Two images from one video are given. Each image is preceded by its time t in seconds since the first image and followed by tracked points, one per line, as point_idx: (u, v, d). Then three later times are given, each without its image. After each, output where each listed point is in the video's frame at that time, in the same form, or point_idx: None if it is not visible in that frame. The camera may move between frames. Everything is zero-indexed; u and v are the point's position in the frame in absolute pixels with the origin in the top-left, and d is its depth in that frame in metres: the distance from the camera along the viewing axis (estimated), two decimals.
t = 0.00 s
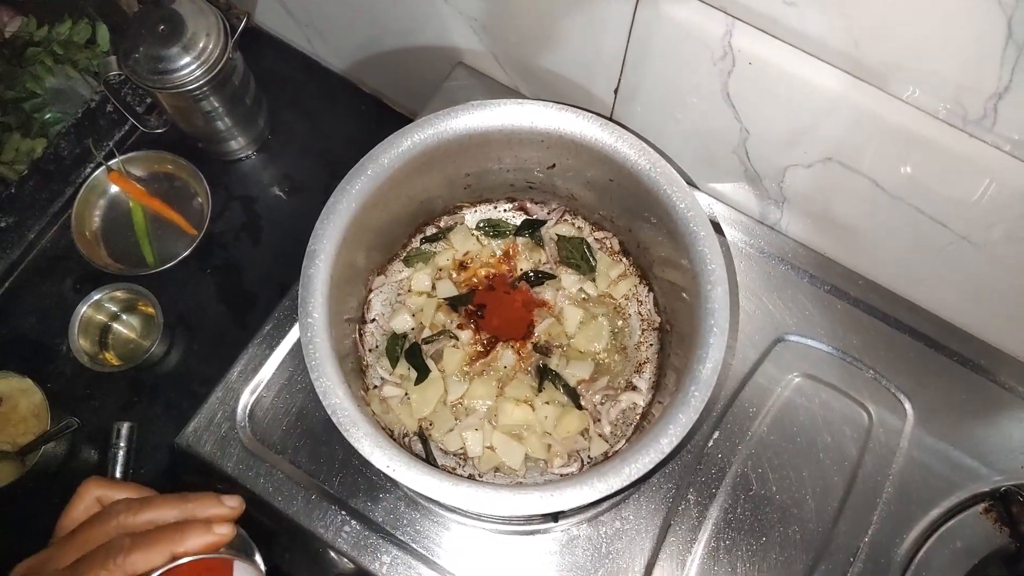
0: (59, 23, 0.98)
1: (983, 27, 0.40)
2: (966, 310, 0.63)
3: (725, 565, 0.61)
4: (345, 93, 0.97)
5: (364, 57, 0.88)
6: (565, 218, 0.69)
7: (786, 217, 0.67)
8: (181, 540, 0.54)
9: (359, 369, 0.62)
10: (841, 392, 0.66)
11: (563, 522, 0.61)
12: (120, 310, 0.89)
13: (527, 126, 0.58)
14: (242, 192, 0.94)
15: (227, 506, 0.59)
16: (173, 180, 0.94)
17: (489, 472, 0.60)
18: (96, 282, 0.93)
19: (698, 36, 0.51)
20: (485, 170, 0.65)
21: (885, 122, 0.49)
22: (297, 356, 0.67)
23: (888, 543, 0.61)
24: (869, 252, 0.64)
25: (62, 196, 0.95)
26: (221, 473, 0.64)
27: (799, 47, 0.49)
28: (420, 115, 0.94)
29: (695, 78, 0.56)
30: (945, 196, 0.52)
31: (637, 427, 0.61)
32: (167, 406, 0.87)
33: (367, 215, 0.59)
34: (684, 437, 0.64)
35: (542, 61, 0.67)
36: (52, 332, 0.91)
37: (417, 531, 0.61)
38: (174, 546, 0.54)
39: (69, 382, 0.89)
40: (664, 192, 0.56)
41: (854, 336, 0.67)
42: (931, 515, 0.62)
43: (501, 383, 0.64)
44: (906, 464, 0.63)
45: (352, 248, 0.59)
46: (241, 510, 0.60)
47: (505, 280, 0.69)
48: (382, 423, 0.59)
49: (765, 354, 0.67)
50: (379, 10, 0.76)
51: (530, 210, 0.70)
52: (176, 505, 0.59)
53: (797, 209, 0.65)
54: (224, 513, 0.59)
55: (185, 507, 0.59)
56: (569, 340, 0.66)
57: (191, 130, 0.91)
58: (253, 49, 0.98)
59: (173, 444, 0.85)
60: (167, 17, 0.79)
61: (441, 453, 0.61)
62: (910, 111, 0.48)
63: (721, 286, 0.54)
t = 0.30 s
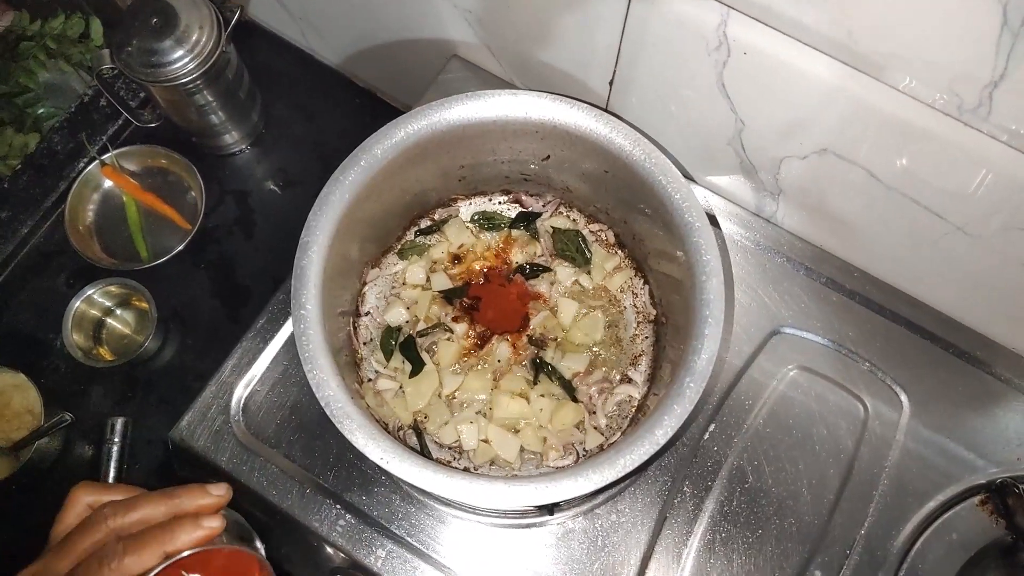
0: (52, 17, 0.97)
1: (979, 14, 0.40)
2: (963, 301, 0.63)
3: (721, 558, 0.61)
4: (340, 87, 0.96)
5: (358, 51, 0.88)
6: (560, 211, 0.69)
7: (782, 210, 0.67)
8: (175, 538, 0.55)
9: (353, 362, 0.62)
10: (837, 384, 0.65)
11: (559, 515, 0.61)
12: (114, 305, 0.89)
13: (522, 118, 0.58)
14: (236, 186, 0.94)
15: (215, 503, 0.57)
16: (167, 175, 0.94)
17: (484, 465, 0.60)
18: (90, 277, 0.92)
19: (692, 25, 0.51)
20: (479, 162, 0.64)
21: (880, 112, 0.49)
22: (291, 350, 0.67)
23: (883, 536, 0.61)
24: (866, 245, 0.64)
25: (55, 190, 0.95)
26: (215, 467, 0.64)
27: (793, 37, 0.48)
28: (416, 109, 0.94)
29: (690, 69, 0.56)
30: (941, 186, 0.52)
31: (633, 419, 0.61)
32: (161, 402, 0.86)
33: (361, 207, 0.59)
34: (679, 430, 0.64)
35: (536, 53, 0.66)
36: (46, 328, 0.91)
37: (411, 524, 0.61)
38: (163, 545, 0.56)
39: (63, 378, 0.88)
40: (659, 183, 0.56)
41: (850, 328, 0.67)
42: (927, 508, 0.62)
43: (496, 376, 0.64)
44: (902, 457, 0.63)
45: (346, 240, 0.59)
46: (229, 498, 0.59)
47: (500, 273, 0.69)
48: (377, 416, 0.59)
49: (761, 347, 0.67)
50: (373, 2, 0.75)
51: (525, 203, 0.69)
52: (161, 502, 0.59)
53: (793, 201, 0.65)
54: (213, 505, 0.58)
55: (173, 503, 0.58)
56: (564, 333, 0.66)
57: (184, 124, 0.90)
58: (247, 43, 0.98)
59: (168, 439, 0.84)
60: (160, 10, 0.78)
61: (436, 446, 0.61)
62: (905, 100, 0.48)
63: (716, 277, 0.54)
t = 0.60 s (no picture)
0: (59, 21, 0.99)
1: (980, 19, 0.40)
2: (966, 304, 0.63)
3: (726, 560, 0.61)
4: (345, 91, 0.97)
5: (364, 55, 0.88)
6: (564, 214, 0.69)
7: (786, 213, 0.67)
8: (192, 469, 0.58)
9: (358, 364, 0.62)
10: (840, 387, 0.66)
11: (563, 517, 0.61)
12: (121, 307, 0.89)
13: (526, 121, 0.58)
14: (242, 189, 0.95)
15: (238, 457, 0.60)
16: (173, 178, 0.95)
17: (489, 467, 0.60)
18: (97, 280, 0.93)
19: (695, 30, 0.52)
20: (483, 166, 0.65)
21: (882, 116, 0.50)
22: (297, 352, 0.68)
23: (887, 539, 0.61)
24: (869, 248, 0.65)
25: (63, 194, 0.95)
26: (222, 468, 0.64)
27: (796, 41, 0.49)
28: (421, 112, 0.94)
29: (693, 73, 0.56)
30: (943, 190, 0.52)
31: (636, 422, 0.61)
32: (168, 404, 0.87)
33: (366, 210, 0.59)
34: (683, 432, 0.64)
35: (541, 57, 0.67)
36: (53, 330, 0.91)
37: (417, 526, 0.62)
38: (176, 474, 0.58)
39: (70, 379, 0.89)
40: (663, 187, 0.56)
41: (853, 331, 0.67)
42: (931, 511, 0.62)
43: (500, 379, 0.65)
44: (906, 460, 0.63)
45: (352, 243, 0.59)
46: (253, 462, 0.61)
47: (504, 276, 0.69)
48: (382, 418, 0.60)
49: (765, 349, 0.67)
50: (378, 7, 0.76)
51: (529, 206, 0.70)
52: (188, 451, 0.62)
53: (796, 204, 0.65)
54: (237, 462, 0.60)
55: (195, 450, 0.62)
56: (568, 335, 0.66)
57: (191, 128, 0.91)
58: (253, 47, 0.99)
59: (174, 441, 0.85)
60: (167, 15, 0.79)
61: (441, 448, 0.62)
62: (907, 104, 0.48)
63: (719, 280, 0.54)
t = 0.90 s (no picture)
0: (71, 21, 1.00)
1: (989, 22, 0.40)
2: (974, 306, 0.63)
3: (732, 561, 0.61)
4: (354, 92, 0.97)
5: (372, 56, 0.89)
6: (572, 215, 0.70)
7: (793, 215, 0.67)
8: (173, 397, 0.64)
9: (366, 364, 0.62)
10: (847, 389, 0.65)
11: (569, 517, 0.61)
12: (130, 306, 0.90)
13: (533, 123, 0.58)
14: (251, 189, 0.95)
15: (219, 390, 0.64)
16: (183, 178, 0.95)
17: (496, 467, 0.60)
18: (106, 279, 0.93)
19: (704, 32, 0.52)
20: (491, 167, 0.65)
21: (891, 118, 0.49)
22: (305, 352, 0.68)
23: (894, 542, 0.61)
24: (877, 249, 0.64)
25: (74, 194, 0.96)
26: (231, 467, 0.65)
27: (805, 44, 0.49)
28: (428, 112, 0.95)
29: (701, 74, 0.56)
30: (952, 191, 0.52)
31: (643, 423, 0.61)
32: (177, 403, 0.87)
33: (375, 211, 0.60)
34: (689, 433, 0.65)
35: (549, 58, 0.67)
36: (62, 329, 0.92)
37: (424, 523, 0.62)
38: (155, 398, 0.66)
39: (79, 378, 0.89)
40: (670, 188, 0.56)
41: (860, 333, 0.67)
42: (938, 513, 0.62)
43: (507, 379, 0.65)
44: (912, 462, 0.63)
45: (360, 243, 0.60)
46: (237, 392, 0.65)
47: (512, 276, 0.69)
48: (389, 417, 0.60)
49: (773, 351, 0.67)
50: (386, 8, 0.76)
51: (537, 207, 0.70)
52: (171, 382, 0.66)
53: (804, 206, 0.65)
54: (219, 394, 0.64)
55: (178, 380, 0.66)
56: (575, 336, 0.66)
57: (200, 128, 0.92)
58: (263, 48, 0.99)
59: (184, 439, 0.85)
60: (178, 15, 0.79)
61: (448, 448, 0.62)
62: (916, 106, 0.48)
63: (726, 281, 0.54)
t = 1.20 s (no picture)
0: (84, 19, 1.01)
1: (1006, 23, 0.40)
2: (986, 308, 0.63)
3: (741, 562, 0.61)
4: (365, 90, 0.98)
5: (383, 55, 0.89)
6: (583, 214, 0.70)
7: (806, 215, 0.67)
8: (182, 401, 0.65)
9: (377, 362, 0.63)
10: (859, 391, 0.65)
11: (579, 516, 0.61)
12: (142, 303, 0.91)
13: (546, 123, 0.58)
14: (262, 187, 0.96)
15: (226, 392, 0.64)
16: (195, 176, 0.96)
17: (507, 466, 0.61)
18: (118, 276, 0.94)
19: (717, 32, 0.52)
20: (503, 166, 0.65)
21: (906, 119, 0.49)
22: (317, 349, 0.68)
23: (904, 544, 0.61)
24: (889, 250, 0.64)
25: (86, 191, 0.97)
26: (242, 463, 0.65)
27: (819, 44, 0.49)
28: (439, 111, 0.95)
29: (714, 74, 0.56)
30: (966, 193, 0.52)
31: (653, 422, 0.61)
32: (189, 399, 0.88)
33: (387, 210, 0.60)
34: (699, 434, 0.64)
35: (561, 58, 0.67)
36: (75, 325, 0.93)
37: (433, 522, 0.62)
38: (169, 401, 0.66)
39: (91, 374, 0.90)
40: (682, 188, 0.57)
41: (872, 334, 0.67)
42: (949, 515, 0.61)
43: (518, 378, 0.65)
44: (923, 464, 0.63)
45: (373, 242, 0.60)
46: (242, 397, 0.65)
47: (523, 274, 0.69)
48: (401, 415, 0.60)
49: (784, 351, 0.67)
50: (399, 8, 0.77)
51: (548, 206, 0.70)
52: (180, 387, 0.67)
53: (816, 207, 0.65)
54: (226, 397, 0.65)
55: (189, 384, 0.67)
56: (586, 335, 0.67)
57: (212, 126, 0.92)
58: (275, 46, 1.00)
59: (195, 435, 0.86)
60: (191, 14, 0.80)
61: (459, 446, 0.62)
62: (930, 107, 0.48)
63: (738, 282, 0.54)
